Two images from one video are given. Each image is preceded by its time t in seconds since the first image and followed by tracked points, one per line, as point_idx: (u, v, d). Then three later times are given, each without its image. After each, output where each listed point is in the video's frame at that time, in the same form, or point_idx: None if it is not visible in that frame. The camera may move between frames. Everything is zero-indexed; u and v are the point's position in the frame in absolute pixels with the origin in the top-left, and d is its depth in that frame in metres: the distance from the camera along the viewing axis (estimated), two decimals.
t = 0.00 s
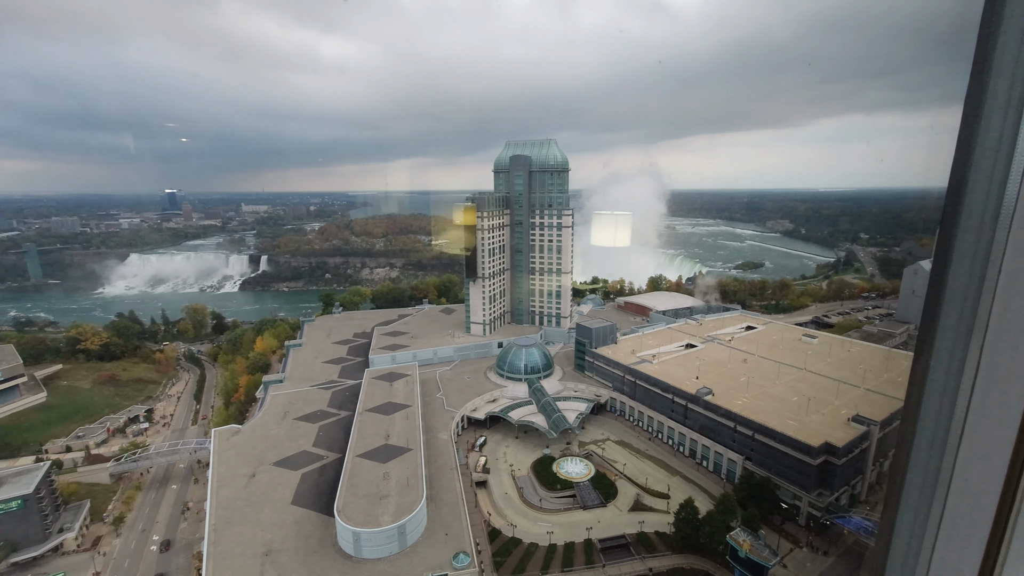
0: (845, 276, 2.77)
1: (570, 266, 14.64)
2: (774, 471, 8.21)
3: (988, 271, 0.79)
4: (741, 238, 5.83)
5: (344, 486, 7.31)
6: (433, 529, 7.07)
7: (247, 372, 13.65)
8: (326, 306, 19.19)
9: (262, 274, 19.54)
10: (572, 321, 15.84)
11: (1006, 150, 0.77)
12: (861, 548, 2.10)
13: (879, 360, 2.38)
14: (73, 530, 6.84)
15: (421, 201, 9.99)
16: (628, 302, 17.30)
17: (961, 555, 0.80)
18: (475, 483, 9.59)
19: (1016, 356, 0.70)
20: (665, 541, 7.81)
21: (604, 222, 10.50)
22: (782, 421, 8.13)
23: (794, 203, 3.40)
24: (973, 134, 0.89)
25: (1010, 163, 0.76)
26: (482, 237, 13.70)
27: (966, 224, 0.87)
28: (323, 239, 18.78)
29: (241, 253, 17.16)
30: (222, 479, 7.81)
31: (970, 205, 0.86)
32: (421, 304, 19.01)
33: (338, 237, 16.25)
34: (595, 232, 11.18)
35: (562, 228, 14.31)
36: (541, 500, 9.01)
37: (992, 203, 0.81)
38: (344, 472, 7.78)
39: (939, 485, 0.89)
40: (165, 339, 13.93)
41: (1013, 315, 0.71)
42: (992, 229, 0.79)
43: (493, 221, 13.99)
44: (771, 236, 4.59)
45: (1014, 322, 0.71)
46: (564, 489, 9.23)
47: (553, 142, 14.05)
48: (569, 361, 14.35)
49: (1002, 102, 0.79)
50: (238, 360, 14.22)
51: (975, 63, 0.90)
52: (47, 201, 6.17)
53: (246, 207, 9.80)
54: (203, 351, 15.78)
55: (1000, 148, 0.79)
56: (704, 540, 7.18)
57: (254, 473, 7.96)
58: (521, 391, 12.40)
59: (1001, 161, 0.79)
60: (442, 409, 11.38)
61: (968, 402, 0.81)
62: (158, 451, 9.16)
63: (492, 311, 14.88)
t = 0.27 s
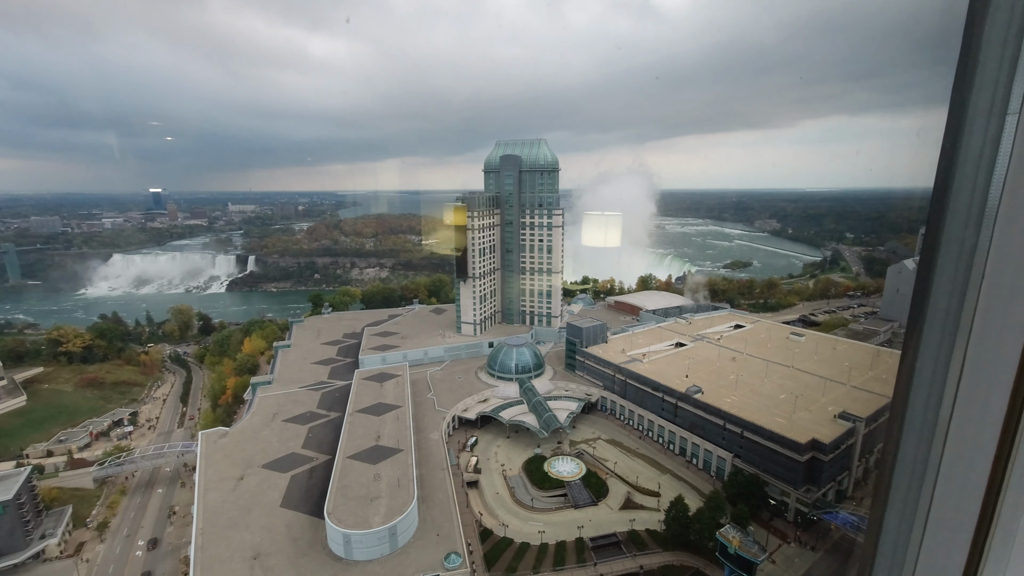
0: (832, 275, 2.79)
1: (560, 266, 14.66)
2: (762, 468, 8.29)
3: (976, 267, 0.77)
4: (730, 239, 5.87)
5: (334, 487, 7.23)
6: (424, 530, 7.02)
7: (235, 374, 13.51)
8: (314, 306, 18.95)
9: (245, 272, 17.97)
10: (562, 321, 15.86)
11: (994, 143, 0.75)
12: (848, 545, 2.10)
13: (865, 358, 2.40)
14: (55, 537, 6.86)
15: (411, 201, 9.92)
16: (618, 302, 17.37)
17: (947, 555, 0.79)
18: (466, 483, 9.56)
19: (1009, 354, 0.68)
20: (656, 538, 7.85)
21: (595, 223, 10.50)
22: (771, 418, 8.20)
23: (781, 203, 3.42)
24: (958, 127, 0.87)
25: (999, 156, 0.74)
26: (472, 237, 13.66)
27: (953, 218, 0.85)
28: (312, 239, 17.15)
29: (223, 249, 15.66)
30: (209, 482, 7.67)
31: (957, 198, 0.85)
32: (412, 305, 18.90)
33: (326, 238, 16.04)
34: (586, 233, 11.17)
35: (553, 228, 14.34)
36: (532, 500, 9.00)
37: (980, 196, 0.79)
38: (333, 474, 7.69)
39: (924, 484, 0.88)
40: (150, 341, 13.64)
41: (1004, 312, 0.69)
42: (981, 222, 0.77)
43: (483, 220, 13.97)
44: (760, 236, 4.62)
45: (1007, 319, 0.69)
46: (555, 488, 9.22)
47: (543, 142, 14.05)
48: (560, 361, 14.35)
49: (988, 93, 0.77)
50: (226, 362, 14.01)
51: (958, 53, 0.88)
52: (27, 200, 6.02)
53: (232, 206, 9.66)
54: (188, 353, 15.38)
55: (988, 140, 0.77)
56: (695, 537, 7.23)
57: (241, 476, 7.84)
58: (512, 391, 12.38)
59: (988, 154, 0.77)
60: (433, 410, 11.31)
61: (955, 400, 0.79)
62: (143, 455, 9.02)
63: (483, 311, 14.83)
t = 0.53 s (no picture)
0: (820, 274, 2.81)
1: (552, 265, 14.69)
2: (753, 465, 8.35)
3: (977, 253, 0.72)
4: (720, 238, 5.92)
5: (326, 489, 7.17)
6: (417, 531, 6.99)
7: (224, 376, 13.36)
8: (305, 307, 18.77)
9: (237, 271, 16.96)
10: (554, 321, 15.89)
11: (996, 119, 0.70)
12: (839, 540, 2.11)
13: (854, 356, 2.43)
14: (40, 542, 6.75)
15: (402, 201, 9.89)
16: (610, 301, 17.45)
17: (950, 559, 0.74)
18: (459, 483, 9.53)
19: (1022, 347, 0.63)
20: (648, 536, 7.87)
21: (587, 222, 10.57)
22: (761, 416, 8.26)
23: (770, 202, 3.44)
24: (955, 105, 0.82)
25: (1002, 134, 0.68)
26: (464, 237, 13.65)
27: (950, 203, 0.80)
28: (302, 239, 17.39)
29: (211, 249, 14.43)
30: (198, 485, 7.57)
31: (956, 180, 0.79)
32: (403, 305, 18.83)
33: (316, 238, 15.97)
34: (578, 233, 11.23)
35: (545, 228, 14.36)
36: (525, 499, 8.99)
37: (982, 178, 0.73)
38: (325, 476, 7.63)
39: (922, 484, 0.83)
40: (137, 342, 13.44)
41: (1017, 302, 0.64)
42: (983, 207, 0.72)
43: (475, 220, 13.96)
44: (749, 235, 4.67)
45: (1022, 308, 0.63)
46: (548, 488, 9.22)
47: (535, 142, 14.07)
48: (553, 360, 14.37)
49: (988, 67, 0.71)
50: (215, 363, 13.85)
51: (952, 30, 0.82)
52: (10, 200, 5.90)
53: (220, 206, 9.56)
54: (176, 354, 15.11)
55: (989, 118, 0.72)
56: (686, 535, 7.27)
57: (231, 479, 7.74)
58: (504, 391, 12.38)
59: (990, 131, 0.72)
60: (425, 410, 11.27)
61: (957, 397, 0.74)
62: (130, 458, 8.80)
63: (475, 311, 14.81)
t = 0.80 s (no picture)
0: (812, 273, 2.84)
1: (546, 266, 14.69)
2: (746, 463, 8.40)
3: (971, 256, 0.73)
4: (713, 238, 5.93)
5: (319, 491, 7.12)
6: (411, 532, 6.97)
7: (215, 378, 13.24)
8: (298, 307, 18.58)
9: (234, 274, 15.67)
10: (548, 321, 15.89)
11: (992, 120, 0.70)
12: (832, 537, 2.12)
13: (846, 354, 2.45)
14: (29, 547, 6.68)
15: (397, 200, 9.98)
16: (604, 301, 17.49)
17: (948, 556, 0.74)
18: (454, 484, 9.50)
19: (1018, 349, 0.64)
20: (643, 535, 7.90)
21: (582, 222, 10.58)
22: (754, 415, 8.28)
23: (762, 202, 3.46)
24: (948, 110, 0.83)
25: (999, 139, 0.69)
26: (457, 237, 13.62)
27: (941, 209, 0.81)
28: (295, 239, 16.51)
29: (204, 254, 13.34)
30: (190, 488, 7.49)
31: (947, 186, 0.80)
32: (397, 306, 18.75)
33: (309, 239, 15.78)
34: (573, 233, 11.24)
35: (538, 228, 14.37)
36: (519, 500, 8.99)
37: (973, 184, 0.74)
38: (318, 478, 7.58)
39: (918, 482, 0.83)
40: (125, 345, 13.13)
41: (1009, 302, 0.65)
42: (977, 211, 0.73)
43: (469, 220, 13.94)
44: (741, 235, 4.68)
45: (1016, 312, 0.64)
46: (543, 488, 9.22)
47: (529, 142, 14.08)
48: (547, 360, 14.37)
49: (982, 74, 0.73)
50: (206, 365, 13.70)
51: (946, 34, 0.83)
52: None
53: (211, 207, 9.47)
54: (167, 356, 14.92)
55: (983, 126, 0.73)
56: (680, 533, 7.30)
57: (223, 481, 7.67)
58: (499, 391, 12.37)
59: (985, 137, 0.73)
60: (419, 411, 11.23)
61: (951, 399, 0.75)
62: (120, 461, 8.67)
63: (469, 312, 14.78)
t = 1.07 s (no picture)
0: (800, 273, 2.87)
1: (538, 266, 14.71)
2: (737, 461, 8.47)
3: (963, 251, 0.73)
4: (704, 237, 5.97)
5: (311, 493, 7.06)
6: (404, 533, 6.93)
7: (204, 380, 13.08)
8: (289, 308, 18.40)
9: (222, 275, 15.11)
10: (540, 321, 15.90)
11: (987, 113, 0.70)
12: (822, 532, 2.14)
13: (834, 352, 2.48)
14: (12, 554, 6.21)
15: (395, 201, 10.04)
16: (596, 301, 17.55)
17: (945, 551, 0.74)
18: (447, 485, 9.47)
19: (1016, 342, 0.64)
20: (636, 534, 7.91)
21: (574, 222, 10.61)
22: (744, 412, 8.35)
23: (752, 202, 3.50)
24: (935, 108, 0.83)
25: (992, 134, 0.69)
26: (449, 237, 13.59)
27: (934, 203, 0.80)
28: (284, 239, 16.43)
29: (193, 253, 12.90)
30: (179, 491, 7.38)
31: (937, 182, 0.80)
32: (389, 306, 18.66)
33: (300, 239, 15.70)
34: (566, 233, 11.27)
35: (530, 228, 14.39)
36: (512, 500, 8.98)
37: (965, 180, 0.75)
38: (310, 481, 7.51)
39: (911, 478, 0.82)
40: (111, 347, 12.77)
41: (1006, 296, 0.65)
42: (970, 205, 0.73)
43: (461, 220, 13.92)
44: (731, 235, 4.73)
45: (1012, 306, 0.65)
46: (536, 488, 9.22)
47: (520, 142, 14.11)
48: (539, 360, 14.39)
49: (973, 69, 0.73)
50: (195, 367, 13.52)
51: (935, 29, 0.83)
52: None
53: (200, 207, 9.37)
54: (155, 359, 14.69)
55: (975, 122, 0.73)
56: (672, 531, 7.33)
57: (213, 485, 7.57)
58: (491, 391, 12.36)
59: (976, 133, 0.73)
60: (411, 412, 11.19)
61: (944, 395, 0.75)
62: (107, 465, 8.53)
63: (461, 312, 14.75)
